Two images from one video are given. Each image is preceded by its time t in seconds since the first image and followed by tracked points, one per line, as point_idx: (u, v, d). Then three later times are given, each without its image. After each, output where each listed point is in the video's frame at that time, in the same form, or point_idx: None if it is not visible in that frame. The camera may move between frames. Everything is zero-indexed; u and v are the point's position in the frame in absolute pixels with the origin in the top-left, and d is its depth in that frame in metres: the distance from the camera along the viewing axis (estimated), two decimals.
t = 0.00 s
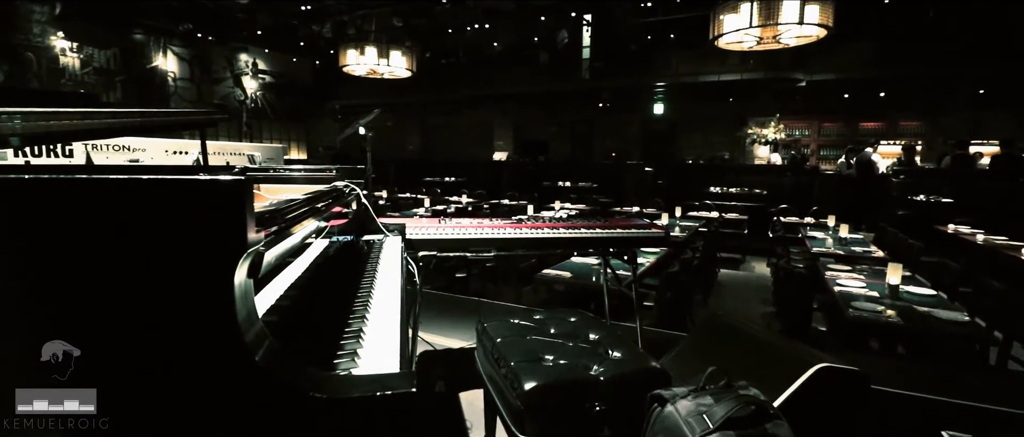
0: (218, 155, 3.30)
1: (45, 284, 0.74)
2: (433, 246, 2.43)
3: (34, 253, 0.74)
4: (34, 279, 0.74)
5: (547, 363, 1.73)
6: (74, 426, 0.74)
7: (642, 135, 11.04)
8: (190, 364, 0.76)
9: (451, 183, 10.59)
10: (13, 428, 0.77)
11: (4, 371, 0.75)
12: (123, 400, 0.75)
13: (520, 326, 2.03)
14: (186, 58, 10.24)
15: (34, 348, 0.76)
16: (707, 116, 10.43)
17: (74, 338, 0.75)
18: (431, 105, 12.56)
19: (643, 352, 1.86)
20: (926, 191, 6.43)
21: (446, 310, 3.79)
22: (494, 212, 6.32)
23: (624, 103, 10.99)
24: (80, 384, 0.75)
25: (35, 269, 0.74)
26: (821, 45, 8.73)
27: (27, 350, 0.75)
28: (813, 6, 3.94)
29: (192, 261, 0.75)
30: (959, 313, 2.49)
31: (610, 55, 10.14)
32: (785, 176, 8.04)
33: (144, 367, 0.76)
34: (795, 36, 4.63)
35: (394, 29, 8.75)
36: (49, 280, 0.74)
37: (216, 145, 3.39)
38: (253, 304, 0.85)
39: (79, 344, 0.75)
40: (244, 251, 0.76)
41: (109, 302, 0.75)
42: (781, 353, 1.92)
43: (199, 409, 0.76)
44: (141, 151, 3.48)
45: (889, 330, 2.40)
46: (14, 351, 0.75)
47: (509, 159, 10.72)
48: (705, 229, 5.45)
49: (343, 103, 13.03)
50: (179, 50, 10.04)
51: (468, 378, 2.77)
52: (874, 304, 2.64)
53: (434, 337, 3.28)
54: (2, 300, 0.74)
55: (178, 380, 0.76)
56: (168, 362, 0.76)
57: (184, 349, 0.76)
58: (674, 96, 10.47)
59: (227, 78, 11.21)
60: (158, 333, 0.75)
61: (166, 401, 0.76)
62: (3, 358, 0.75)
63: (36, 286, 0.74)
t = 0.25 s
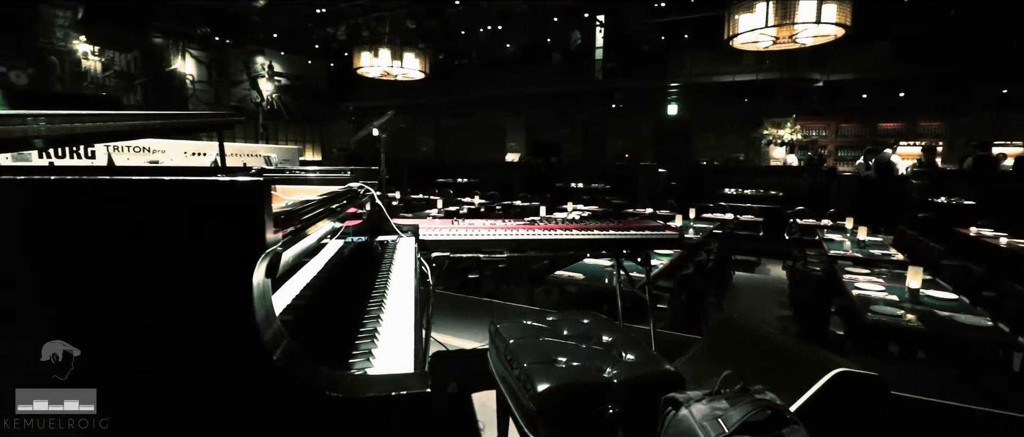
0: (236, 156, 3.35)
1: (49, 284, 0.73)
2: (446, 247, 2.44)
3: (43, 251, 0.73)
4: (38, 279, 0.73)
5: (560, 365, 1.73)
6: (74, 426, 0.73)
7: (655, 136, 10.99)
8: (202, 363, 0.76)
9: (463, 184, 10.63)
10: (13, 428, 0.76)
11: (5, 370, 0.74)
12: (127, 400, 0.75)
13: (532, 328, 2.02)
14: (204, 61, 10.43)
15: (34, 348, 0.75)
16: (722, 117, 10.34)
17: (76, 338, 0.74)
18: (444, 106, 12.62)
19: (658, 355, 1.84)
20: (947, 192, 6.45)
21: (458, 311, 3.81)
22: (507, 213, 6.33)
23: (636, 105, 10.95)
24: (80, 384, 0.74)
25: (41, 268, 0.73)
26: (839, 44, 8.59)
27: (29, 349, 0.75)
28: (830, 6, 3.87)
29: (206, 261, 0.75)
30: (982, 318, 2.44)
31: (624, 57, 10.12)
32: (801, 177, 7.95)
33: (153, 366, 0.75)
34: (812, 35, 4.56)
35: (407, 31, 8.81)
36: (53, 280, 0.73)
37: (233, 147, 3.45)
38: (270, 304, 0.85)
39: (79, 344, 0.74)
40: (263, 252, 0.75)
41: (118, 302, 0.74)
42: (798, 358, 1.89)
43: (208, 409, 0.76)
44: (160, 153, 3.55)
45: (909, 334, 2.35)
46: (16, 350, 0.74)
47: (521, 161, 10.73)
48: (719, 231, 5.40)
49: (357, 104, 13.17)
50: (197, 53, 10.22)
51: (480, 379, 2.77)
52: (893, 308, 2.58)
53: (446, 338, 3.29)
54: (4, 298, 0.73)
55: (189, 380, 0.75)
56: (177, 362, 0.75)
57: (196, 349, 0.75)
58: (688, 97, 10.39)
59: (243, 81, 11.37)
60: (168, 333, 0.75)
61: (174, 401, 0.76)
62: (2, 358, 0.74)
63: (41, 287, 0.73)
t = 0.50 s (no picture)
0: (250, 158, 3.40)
1: (48, 284, 0.73)
2: (458, 248, 2.46)
3: (47, 252, 0.73)
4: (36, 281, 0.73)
5: (572, 366, 1.72)
6: (75, 426, 0.73)
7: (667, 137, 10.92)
8: (209, 364, 0.76)
9: (474, 186, 10.66)
10: (13, 428, 0.75)
11: (4, 370, 0.73)
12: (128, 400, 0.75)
13: (544, 329, 2.02)
14: (220, 64, 10.59)
15: (34, 348, 0.74)
16: (735, 117, 10.23)
17: (75, 338, 0.74)
18: (455, 107, 12.66)
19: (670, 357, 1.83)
20: (967, 193, 6.09)
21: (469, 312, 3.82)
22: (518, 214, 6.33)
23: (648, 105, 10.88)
24: (80, 384, 0.74)
25: (43, 267, 0.73)
26: (855, 43, 8.46)
27: (26, 350, 0.74)
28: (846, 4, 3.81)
29: (220, 262, 0.75)
30: (1002, 321, 2.38)
31: (635, 56, 9.94)
32: (816, 178, 7.84)
33: (156, 367, 0.75)
34: (828, 34, 4.49)
35: (418, 33, 8.85)
36: (54, 279, 0.73)
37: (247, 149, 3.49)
38: (285, 304, 0.86)
39: (80, 343, 0.74)
40: (278, 252, 0.76)
41: (125, 302, 0.74)
42: (814, 362, 1.87)
43: (213, 410, 0.77)
44: (177, 155, 3.61)
45: (928, 338, 2.30)
46: (13, 350, 0.73)
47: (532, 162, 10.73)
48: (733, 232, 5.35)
49: (369, 106, 13.28)
50: (213, 57, 10.41)
51: (492, 380, 2.78)
52: (912, 311, 2.53)
53: (458, 339, 3.30)
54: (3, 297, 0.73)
55: (195, 379, 0.76)
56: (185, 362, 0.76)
57: (203, 350, 0.76)
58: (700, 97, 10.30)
59: (258, 84, 11.53)
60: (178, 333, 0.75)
61: (181, 401, 0.76)
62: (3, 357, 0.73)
63: (41, 286, 0.73)
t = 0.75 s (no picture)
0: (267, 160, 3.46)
1: (47, 284, 0.75)
2: (471, 249, 2.47)
3: (44, 257, 0.75)
4: (35, 280, 0.75)
5: (585, 368, 1.72)
6: (75, 425, 0.77)
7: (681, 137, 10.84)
8: (225, 363, 0.78)
9: (486, 187, 10.69)
10: (15, 427, 0.79)
11: (5, 371, 0.77)
12: (131, 399, 0.77)
13: (557, 331, 2.02)
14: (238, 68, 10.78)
15: (34, 348, 0.77)
16: (750, 117, 10.12)
17: (73, 338, 0.76)
18: (467, 109, 12.70)
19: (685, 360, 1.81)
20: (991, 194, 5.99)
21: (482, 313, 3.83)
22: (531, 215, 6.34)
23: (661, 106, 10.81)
24: (79, 384, 0.77)
25: (45, 271, 0.75)
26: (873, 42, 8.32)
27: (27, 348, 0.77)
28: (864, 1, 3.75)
29: (236, 264, 0.76)
30: None
31: (647, 57, 9.89)
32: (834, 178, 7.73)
33: (169, 365, 0.77)
34: (845, 32, 4.43)
35: (431, 36, 8.90)
36: (54, 281, 0.75)
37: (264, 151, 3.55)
38: (302, 306, 0.87)
39: (78, 344, 0.76)
40: (295, 254, 0.77)
41: (133, 303, 0.76)
42: (832, 367, 1.84)
43: (221, 410, 0.78)
44: (196, 157, 3.69)
45: (950, 342, 2.25)
46: (14, 350, 0.76)
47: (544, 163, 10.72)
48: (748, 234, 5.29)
49: (383, 108, 13.40)
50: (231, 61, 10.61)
51: (504, 381, 2.79)
52: (933, 314, 2.48)
53: (470, 339, 3.31)
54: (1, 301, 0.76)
55: (205, 379, 0.77)
56: (198, 362, 0.77)
57: (214, 349, 0.77)
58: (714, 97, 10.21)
59: (273, 86, 11.70)
60: (191, 333, 0.77)
61: (193, 401, 0.77)
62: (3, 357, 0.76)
63: (39, 286, 0.75)
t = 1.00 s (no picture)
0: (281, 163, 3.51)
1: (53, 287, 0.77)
2: (482, 252, 2.48)
3: (60, 259, 0.77)
4: (40, 284, 0.77)
5: (597, 371, 1.71)
6: (76, 425, 0.79)
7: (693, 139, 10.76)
8: (232, 363, 0.79)
9: (497, 189, 10.72)
10: (14, 427, 0.81)
11: (6, 371, 0.79)
12: (133, 400, 0.79)
13: (569, 334, 2.02)
14: (252, 72, 10.95)
15: (35, 349, 0.79)
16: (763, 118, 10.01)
17: (74, 339, 0.78)
18: (478, 111, 12.74)
19: (697, 364, 1.80)
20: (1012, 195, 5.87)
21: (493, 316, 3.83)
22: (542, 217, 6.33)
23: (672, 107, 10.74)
24: (80, 384, 0.79)
25: (54, 273, 0.77)
26: (889, 41, 8.18)
27: (28, 350, 0.78)
28: None
29: (246, 267, 0.77)
30: None
31: (658, 58, 9.83)
32: (849, 180, 7.61)
33: (184, 365, 0.78)
34: (860, 32, 4.36)
35: (442, 39, 8.94)
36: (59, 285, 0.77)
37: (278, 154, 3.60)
38: (316, 307, 0.88)
39: (79, 344, 0.78)
40: (309, 256, 0.78)
41: (144, 304, 0.78)
42: (848, 372, 1.81)
43: (230, 411, 0.79)
44: (212, 160, 3.76)
45: (970, 347, 2.20)
46: (16, 351, 0.78)
47: (555, 165, 10.71)
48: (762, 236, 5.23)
49: (394, 111, 13.49)
50: (246, 65, 10.77)
51: (515, 383, 2.79)
52: (952, 318, 2.43)
53: (481, 342, 3.32)
54: (6, 302, 0.78)
55: (215, 380, 0.79)
56: (209, 363, 0.79)
57: (228, 350, 0.78)
58: (727, 98, 10.11)
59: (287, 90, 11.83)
60: (203, 334, 0.78)
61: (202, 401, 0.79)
62: (6, 357, 0.78)
63: (45, 289, 0.77)
